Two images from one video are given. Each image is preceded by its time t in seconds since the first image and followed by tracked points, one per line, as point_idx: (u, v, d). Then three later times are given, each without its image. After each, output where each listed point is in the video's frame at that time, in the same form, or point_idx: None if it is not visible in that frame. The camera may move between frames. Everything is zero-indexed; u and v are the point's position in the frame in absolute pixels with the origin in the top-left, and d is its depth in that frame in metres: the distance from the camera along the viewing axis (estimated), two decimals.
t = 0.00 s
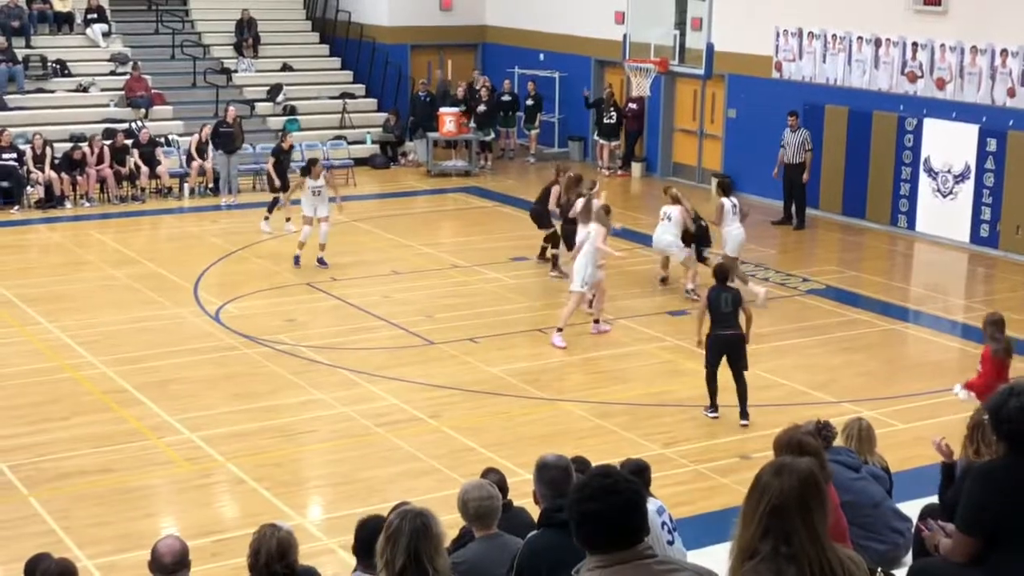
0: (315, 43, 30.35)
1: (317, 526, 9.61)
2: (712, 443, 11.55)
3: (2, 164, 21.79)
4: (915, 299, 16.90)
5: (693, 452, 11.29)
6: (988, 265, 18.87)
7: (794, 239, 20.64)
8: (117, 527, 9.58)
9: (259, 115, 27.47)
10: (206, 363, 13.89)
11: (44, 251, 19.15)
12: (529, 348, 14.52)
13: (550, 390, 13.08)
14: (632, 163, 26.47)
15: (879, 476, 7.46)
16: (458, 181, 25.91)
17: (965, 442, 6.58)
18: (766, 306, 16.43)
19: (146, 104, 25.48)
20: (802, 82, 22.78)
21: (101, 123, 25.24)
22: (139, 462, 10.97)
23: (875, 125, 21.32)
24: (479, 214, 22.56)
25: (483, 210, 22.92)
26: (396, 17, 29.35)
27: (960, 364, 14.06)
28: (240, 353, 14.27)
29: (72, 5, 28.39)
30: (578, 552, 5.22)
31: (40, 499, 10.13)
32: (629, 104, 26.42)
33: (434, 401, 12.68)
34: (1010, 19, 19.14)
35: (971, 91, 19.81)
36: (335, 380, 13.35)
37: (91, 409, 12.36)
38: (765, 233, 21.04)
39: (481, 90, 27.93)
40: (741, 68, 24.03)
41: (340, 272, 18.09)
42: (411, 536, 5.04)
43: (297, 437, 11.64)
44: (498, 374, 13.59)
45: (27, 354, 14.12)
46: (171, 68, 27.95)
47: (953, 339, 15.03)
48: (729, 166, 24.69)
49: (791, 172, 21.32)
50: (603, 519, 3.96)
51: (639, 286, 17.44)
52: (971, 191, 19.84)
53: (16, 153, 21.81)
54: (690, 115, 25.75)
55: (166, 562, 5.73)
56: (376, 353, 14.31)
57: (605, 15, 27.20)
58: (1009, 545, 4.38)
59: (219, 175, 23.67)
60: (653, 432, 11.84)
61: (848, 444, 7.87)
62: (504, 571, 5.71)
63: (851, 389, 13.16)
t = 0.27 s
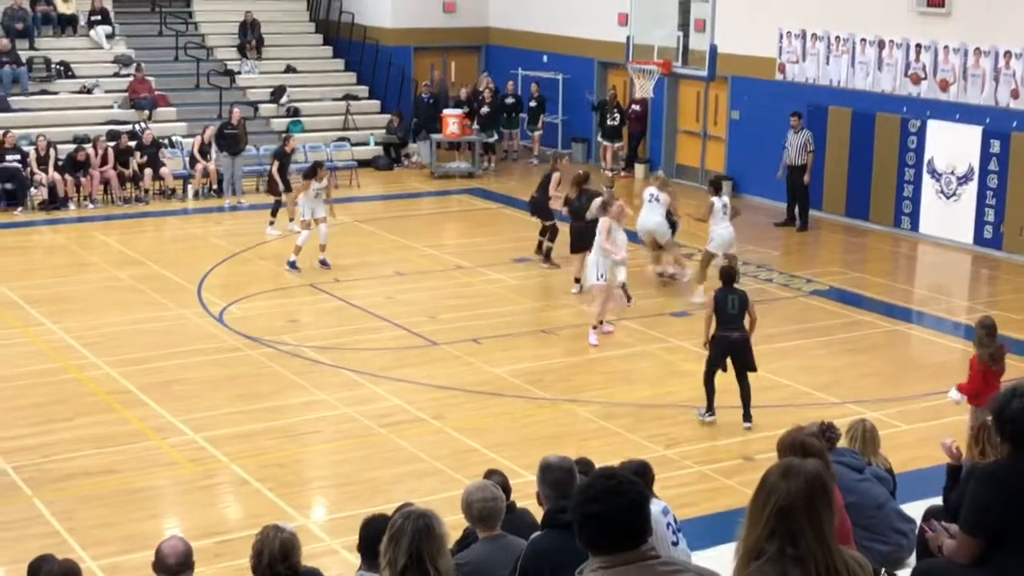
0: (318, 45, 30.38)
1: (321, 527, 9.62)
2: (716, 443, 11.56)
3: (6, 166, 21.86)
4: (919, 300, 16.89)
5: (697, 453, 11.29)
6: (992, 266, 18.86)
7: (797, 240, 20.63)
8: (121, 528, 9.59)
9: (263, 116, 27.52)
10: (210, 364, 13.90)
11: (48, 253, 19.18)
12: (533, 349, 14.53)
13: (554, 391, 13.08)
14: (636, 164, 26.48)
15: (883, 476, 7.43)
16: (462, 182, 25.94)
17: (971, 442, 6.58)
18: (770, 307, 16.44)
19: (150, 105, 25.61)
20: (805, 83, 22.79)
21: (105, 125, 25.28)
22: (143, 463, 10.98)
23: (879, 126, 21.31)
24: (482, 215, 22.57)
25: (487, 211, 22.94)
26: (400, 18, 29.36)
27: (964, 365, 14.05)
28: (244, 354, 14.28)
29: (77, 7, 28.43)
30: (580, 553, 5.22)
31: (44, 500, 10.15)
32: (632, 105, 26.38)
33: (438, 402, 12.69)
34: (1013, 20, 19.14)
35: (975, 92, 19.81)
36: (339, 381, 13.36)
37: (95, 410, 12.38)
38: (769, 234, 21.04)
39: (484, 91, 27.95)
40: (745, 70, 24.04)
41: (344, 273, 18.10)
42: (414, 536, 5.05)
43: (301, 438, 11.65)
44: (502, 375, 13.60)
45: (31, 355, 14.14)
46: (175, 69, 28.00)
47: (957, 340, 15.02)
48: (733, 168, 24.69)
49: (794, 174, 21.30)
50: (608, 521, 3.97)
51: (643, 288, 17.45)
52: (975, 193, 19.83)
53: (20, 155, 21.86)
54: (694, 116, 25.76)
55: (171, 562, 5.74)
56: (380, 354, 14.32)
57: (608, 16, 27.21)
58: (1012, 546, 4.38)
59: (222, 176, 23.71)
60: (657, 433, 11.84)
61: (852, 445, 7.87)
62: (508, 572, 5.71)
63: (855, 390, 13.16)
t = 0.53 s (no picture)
0: (328, 46, 30.40)
1: (330, 529, 9.62)
2: (725, 445, 11.54)
3: (17, 168, 21.93)
4: (930, 301, 16.85)
5: (707, 454, 11.28)
6: (1002, 267, 18.81)
7: (807, 241, 20.59)
8: (131, 530, 9.60)
9: (272, 118, 27.57)
10: (220, 365, 13.91)
11: (58, 254, 19.21)
12: (542, 351, 14.52)
13: (563, 392, 13.07)
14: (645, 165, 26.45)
15: (893, 478, 7.37)
16: (471, 184, 25.94)
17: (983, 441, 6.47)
18: (780, 309, 16.42)
19: (160, 106, 25.67)
20: (815, 83, 22.76)
21: (116, 127, 25.32)
22: (153, 465, 11.00)
23: (889, 127, 21.27)
24: (491, 216, 22.57)
25: (496, 213, 22.93)
26: (409, 20, 29.36)
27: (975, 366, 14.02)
28: (253, 355, 14.29)
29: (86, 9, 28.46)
30: (590, 555, 5.22)
31: (54, 501, 10.17)
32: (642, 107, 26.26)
33: (447, 404, 12.69)
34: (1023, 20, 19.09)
35: (985, 93, 19.76)
36: (348, 382, 13.36)
37: (105, 412, 12.39)
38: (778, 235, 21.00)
39: (493, 93, 27.94)
40: (754, 70, 24.01)
41: (353, 275, 18.11)
42: (423, 538, 5.04)
43: (310, 439, 11.65)
44: (511, 376, 13.59)
45: (41, 357, 14.16)
46: (185, 71, 28.04)
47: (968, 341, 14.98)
48: (742, 168, 24.66)
49: (801, 174, 21.26)
50: (618, 523, 3.96)
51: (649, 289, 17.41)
52: (985, 193, 19.78)
53: (31, 157, 21.91)
54: (703, 117, 25.73)
55: (180, 564, 5.73)
56: (389, 355, 14.32)
57: (617, 17, 27.20)
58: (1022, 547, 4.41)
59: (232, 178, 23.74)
60: (666, 434, 11.82)
61: (863, 447, 7.85)
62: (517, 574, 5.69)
63: (865, 391, 13.13)
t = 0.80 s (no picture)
0: (343, 57, 30.49)
1: (347, 538, 9.64)
2: (742, 454, 11.52)
3: (35, 179, 22.06)
4: (947, 309, 16.80)
5: (724, 463, 11.26)
6: (1020, 275, 18.75)
7: (823, 249, 20.56)
8: (149, 539, 9.64)
9: (288, 128, 27.69)
10: (237, 375, 13.96)
11: (76, 265, 19.30)
12: (558, 360, 14.52)
13: (579, 401, 13.07)
14: (660, 173, 26.44)
15: (911, 486, 7.33)
16: (486, 193, 25.97)
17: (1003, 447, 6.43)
18: (796, 317, 16.39)
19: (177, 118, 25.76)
20: (830, 91, 22.75)
21: (133, 138, 25.45)
22: (171, 474, 11.04)
23: (905, 134, 21.25)
24: (507, 226, 22.59)
25: (511, 222, 22.96)
26: (423, 30, 29.42)
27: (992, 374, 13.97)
28: (270, 365, 14.34)
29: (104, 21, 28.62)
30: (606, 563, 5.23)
31: (73, 510, 10.22)
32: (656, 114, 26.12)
33: (463, 413, 12.70)
34: None
35: (1002, 100, 19.72)
36: (365, 392, 13.39)
37: (123, 422, 12.45)
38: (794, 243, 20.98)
39: (508, 102, 27.97)
40: (769, 78, 24.00)
41: (369, 284, 18.15)
42: (441, 546, 5.06)
43: (327, 448, 11.68)
44: (527, 385, 13.61)
45: (60, 367, 14.23)
46: (202, 82, 28.16)
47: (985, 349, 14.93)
48: (758, 177, 24.63)
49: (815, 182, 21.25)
50: (635, 531, 3.97)
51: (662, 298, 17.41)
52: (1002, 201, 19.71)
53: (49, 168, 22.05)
54: (719, 126, 25.72)
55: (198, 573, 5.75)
56: (405, 365, 14.35)
57: (632, 26, 27.22)
58: None
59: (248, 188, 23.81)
60: (683, 443, 11.81)
61: (881, 455, 7.84)
62: None
63: (882, 399, 13.10)
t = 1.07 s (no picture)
0: (364, 70, 30.60)
1: (369, 548, 9.65)
2: (764, 463, 11.49)
3: (58, 194, 22.22)
4: (970, 318, 16.72)
5: (746, 472, 11.23)
6: None
7: (845, 258, 20.50)
8: (172, 549, 9.67)
9: (309, 142, 27.82)
10: (259, 387, 14.01)
11: (99, 278, 19.42)
12: (580, 370, 14.52)
13: (601, 411, 13.06)
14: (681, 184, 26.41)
15: (935, 494, 7.29)
16: (507, 204, 26.01)
17: None
18: (818, 327, 16.35)
19: (199, 132, 25.90)
20: (850, 101, 22.71)
21: (155, 152, 25.60)
22: (195, 485, 11.07)
23: (925, 144, 21.19)
24: (527, 237, 22.62)
25: (531, 233, 22.98)
26: (443, 42, 29.49)
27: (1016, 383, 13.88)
28: (292, 376, 14.38)
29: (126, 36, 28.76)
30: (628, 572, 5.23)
31: (97, 521, 10.27)
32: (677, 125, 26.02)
33: (485, 423, 12.71)
34: None
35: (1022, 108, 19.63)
36: (386, 403, 13.41)
37: (147, 433, 12.50)
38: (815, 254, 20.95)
39: (528, 114, 28.01)
40: (789, 88, 23.98)
41: (390, 296, 18.19)
42: (466, 556, 5.06)
43: (349, 459, 11.71)
44: (549, 395, 13.60)
45: (84, 380, 14.32)
46: (223, 97, 28.32)
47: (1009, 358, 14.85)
48: (779, 187, 24.58)
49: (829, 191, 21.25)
50: (655, 540, 3.97)
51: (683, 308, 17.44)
52: None
53: (71, 183, 22.21)
54: (739, 136, 25.69)
55: None
56: (427, 375, 14.37)
57: (652, 38, 27.25)
58: None
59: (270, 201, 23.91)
60: (705, 453, 11.79)
61: (904, 463, 7.82)
62: None
63: (905, 408, 13.05)
